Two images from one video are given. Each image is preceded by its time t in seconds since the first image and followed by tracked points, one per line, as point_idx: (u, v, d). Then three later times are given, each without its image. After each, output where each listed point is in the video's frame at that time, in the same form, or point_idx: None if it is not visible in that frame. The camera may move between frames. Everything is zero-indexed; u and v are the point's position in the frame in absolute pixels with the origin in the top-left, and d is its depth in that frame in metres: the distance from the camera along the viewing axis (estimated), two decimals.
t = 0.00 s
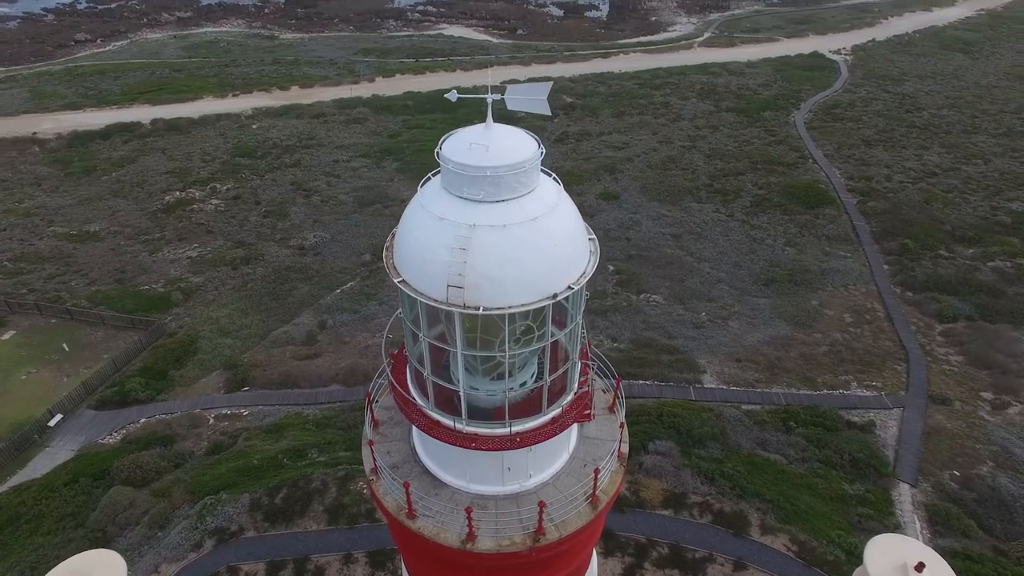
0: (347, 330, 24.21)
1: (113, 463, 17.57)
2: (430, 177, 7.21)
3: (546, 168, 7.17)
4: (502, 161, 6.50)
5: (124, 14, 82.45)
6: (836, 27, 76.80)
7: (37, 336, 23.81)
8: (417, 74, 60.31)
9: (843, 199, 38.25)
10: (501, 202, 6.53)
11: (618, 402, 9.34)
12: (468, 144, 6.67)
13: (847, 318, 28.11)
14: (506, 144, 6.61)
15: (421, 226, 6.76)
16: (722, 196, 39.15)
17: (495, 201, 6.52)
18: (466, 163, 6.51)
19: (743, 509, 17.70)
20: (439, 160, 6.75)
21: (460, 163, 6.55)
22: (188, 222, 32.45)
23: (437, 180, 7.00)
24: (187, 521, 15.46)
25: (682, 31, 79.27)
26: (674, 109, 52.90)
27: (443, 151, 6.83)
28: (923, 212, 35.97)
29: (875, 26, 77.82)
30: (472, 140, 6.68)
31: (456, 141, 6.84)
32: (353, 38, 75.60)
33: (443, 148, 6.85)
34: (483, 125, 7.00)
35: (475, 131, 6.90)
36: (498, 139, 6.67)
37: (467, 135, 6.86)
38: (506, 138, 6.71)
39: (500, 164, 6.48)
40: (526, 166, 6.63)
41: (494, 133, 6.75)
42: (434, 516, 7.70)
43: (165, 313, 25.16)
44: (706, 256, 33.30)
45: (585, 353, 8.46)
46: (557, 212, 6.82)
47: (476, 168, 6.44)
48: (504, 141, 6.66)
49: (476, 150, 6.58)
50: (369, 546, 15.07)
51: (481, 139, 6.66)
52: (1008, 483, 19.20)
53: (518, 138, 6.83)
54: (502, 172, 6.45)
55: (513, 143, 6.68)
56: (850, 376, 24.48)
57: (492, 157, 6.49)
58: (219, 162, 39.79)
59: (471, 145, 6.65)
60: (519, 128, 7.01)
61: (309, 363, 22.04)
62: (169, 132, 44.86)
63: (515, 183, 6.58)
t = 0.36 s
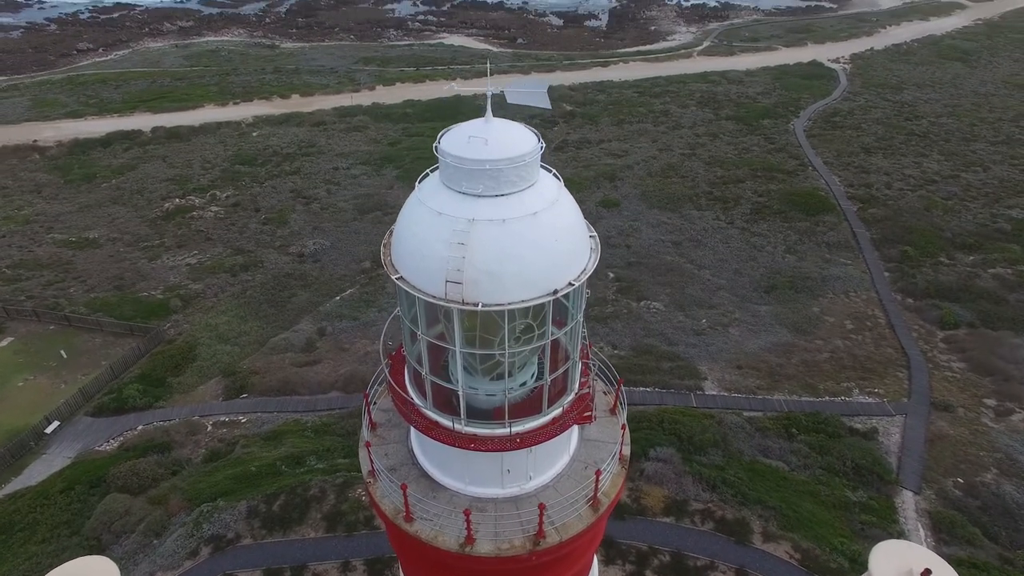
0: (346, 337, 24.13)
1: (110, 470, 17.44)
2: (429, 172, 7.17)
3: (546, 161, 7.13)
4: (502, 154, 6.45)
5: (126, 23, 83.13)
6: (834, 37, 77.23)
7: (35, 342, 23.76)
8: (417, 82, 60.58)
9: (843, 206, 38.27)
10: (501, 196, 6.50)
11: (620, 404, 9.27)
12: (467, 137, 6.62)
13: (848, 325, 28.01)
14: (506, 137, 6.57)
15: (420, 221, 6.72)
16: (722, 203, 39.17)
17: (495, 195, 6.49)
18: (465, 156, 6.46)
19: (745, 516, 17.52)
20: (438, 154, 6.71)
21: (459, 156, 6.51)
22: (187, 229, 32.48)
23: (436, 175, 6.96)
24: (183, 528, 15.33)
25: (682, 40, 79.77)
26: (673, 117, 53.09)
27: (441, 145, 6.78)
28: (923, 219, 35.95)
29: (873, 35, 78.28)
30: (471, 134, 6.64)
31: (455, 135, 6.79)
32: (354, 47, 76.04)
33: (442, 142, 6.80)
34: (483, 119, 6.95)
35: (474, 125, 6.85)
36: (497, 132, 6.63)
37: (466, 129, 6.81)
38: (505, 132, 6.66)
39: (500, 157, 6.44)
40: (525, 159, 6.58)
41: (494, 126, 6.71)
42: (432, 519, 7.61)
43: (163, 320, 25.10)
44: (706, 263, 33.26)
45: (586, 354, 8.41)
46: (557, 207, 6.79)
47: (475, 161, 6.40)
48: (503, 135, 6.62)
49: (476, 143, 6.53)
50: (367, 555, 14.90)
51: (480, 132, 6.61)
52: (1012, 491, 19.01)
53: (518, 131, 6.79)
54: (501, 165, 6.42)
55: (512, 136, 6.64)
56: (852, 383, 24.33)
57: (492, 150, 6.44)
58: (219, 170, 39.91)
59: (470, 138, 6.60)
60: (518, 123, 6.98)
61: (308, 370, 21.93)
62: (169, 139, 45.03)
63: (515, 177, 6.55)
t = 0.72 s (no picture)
0: (346, 343, 24.06)
1: (106, 477, 17.32)
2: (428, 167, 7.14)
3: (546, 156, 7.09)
4: (501, 148, 6.41)
5: (129, 33, 83.82)
6: (833, 46, 77.65)
7: (33, 349, 23.70)
8: (417, 91, 60.89)
9: (843, 213, 38.26)
10: (500, 191, 6.46)
11: (621, 406, 9.19)
12: (466, 131, 6.59)
13: (850, 332, 27.90)
14: (506, 130, 6.53)
15: (418, 216, 6.68)
16: (722, 210, 39.21)
17: (494, 189, 6.46)
18: (464, 150, 6.42)
19: (747, 524, 17.34)
20: (437, 148, 6.68)
21: (458, 150, 6.47)
22: (187, 236, 32.52)
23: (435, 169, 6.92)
24: (180, 536, 15.18)
25: (681, 49, 80.27)
26: (673, 125, 53.28)
27: (440, 138, 6.75)
28: (923, 226, 35.93)
29: (872, 44, 78.71)
30: (470, 127, 6.60)
31: (454, 129, 6.75)
32: (355, 56, 76.51)
33: (441, 136, 6.76)
34: (482, 113, 6.92)
35: (474, 119, 6.82)
36: (497, 125, 6.60)
37: (465, 122, 6.78)
38: (505, 125, 6.63)
39: (499, 151, 6.40)
40: (525, 153, 6.55)
41: (493, 120, 6.67)
42: (430, 521, 7.51)
43: (162, 327, 25.05)
44: (706, 270, 33.22)
45: (586, 355, 8.34)
46: (557, 202, 6.75)
47: (475, 155, 6.36)
48: (503, 128, 6.58)
49: (475, 136, 6.49)
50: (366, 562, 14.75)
51: (479, 126, 6.57)
52: (1018, 498, 18.82)
53: (517, 125, 6.75)
54: (501, 159, 6.38)
55: (512, 129, 6.60)
56: (854, 390, 24.17)
57: (491, 144, 6.41)
58: (219, 177, 40.02)
59: (469, 132, 6.57)
60: (518, 117, 6.95)
61: (307, 377, 21.84)
62: (170, 147, 45.21)
63: (515, 171, 6.51)
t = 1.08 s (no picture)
0: (345, 350, 23.99)
1: (102, 484, 17.22)
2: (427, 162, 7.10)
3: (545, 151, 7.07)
4: (500, 140, 6.38)
5: (130, 42, 84.45)
6: (832, 55, 78.05)
7: (31, 355, 23.64)
8: (418, 99, 61.17)
9: (843, 220, 38.25)
10: (499, 184, 6.43)
11: (622, 407, 9.11)
12: (465, 124, 6.56)
13: (851, 338, 27.79)
14: (506, 123, 6.50)
15: (416, 212, 6.65)
16: (722, 218, 39.23)
17: (493, 183, 6.43)
18: (463, 142, 6.39)
19: (750, 531, 17.16)
20: (435, 141, 6.65)
21: (457, 143, 6.44)
22: (187, 243, 32.55)
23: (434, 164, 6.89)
24: (176, 543, 15.05)
25: (680, 58, 80.74)
26: (673, 133, 53.44)
27: (439, 132, 6.72)
28: (924, 233, 35.92)
29: (870, 53, 79.11)
30: (470, 120, 6.57)
31: (453, 122, 6.72)
32: (356, 65, 76.97)
33: (440, 129, 6.73)
34: (481, 107, 6.89)
35: (473, 113, 6.79)
36: (496, 118, 6.57)
37: (464, 116, 6.75)
38: (504, 118, 6.60)
39: (498, 144, 6.37)
40: (524, 146, 6.52)
41: (492, 113, 6.65)
42: (428, 524, 7.41)
43: (160, 333, 25.00)
44: (706, 277, 33.18)
45: (587, 355, 8.26)
46: (557, 197, 6.72)
47: (474, 148, 6.33)
48: (502, 121, 6.56)
49: (474, 129, 6.46)
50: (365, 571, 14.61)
51: (478, 119, 6.55)
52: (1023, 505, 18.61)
53: (516, 118, 6.72)
54: (500, 151, 6.35)
55: (512, 122, 6.57)
56: (856, 397, 24.02)
57: (489, 137, 6.38)
58: (219, 185, 40.11)
59: (468, 124, 6.54)
60: (517, 110, 6.92)
61: (306, 384, 21.74)
62: (170, 155, 45.38)
63: (515, 164, 6.49)
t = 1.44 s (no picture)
0: (344, 357, 23.90)
1: (98, 490, 17.10)
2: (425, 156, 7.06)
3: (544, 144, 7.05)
4: (499, 132, 6.36)
5: (132, 51, 85.06)
6: (830, 64, 78.43)
7: (28, 362, 23.58)
8: (418, 108, 61.44)
9: (843, 227, 38.23)
10: (499, 177, 6.40)
11: (623, 408, 9.03)
12: (464, 116, 6.53)
13: (852, 345, 27.67)
14: (505, 116, 6.48)
15: (414, 205, 6.61)
16: (722, 225, 39.23)
17: (492, 176, 6.40)
18: (461, 134, 6.36)
19: (752, 538, 16.98)
20: (434, 134, 6.62)
21: (455, 135, 6.41)
22: (186, 250, 32.56)
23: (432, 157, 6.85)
24: (172, 550, 14.90)
25: (680, 67, 81.17)
26: (672, 141, 53.60)
27: (437, 125, 6.69)
28: (924, 240, 35.89)
29: (869, 62, 79.47)
30: (469, 112, 6.54)
31: (451, 115, 6.69)
32: (356, 74, 77.40)
33: (438, 123, 6.70)
34: (480, 100, 6.86)
35: (471, 105, 6.76)
36: (494, 111, 6.55)
37: (463, 109, 6.72)
38: (503, 110, 6.58)
39: (497, 136, 6.34)
40: (524, 138, 6.49)
41: (491, 105, 6.63)
42: (426, 526, 7.32)
43: (159, 340, 24.94)
44: (706, 284, 33.12)
45: (587, 354, 8.19)
46: (557, 190, 6.69)
47: (473, 140, 6.30)
48: (501, 113, 6.54)
49: (473, 121, 6.43)
50: None
51: (477, 110, 6.52)
52: None
53: (515, 111, 6.70)
54: (500, 143, 6.33)
55: (511, 114, 6.56)
56: (858, 404, 23.86)
57: (488, 129, 6.35)
58: (219, 192, 40.20)
59: (467, 116, 6.51)
60: (516, 103, 6.90)
61: (305, 391, 21.64)
62: (170, 162, 45.55)
63: (514, 157, 6.46)
